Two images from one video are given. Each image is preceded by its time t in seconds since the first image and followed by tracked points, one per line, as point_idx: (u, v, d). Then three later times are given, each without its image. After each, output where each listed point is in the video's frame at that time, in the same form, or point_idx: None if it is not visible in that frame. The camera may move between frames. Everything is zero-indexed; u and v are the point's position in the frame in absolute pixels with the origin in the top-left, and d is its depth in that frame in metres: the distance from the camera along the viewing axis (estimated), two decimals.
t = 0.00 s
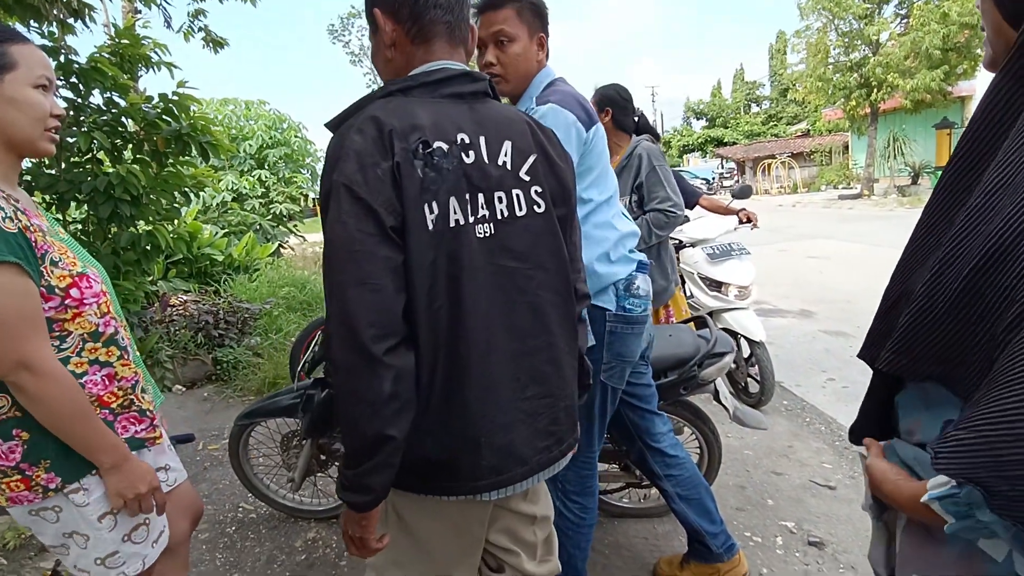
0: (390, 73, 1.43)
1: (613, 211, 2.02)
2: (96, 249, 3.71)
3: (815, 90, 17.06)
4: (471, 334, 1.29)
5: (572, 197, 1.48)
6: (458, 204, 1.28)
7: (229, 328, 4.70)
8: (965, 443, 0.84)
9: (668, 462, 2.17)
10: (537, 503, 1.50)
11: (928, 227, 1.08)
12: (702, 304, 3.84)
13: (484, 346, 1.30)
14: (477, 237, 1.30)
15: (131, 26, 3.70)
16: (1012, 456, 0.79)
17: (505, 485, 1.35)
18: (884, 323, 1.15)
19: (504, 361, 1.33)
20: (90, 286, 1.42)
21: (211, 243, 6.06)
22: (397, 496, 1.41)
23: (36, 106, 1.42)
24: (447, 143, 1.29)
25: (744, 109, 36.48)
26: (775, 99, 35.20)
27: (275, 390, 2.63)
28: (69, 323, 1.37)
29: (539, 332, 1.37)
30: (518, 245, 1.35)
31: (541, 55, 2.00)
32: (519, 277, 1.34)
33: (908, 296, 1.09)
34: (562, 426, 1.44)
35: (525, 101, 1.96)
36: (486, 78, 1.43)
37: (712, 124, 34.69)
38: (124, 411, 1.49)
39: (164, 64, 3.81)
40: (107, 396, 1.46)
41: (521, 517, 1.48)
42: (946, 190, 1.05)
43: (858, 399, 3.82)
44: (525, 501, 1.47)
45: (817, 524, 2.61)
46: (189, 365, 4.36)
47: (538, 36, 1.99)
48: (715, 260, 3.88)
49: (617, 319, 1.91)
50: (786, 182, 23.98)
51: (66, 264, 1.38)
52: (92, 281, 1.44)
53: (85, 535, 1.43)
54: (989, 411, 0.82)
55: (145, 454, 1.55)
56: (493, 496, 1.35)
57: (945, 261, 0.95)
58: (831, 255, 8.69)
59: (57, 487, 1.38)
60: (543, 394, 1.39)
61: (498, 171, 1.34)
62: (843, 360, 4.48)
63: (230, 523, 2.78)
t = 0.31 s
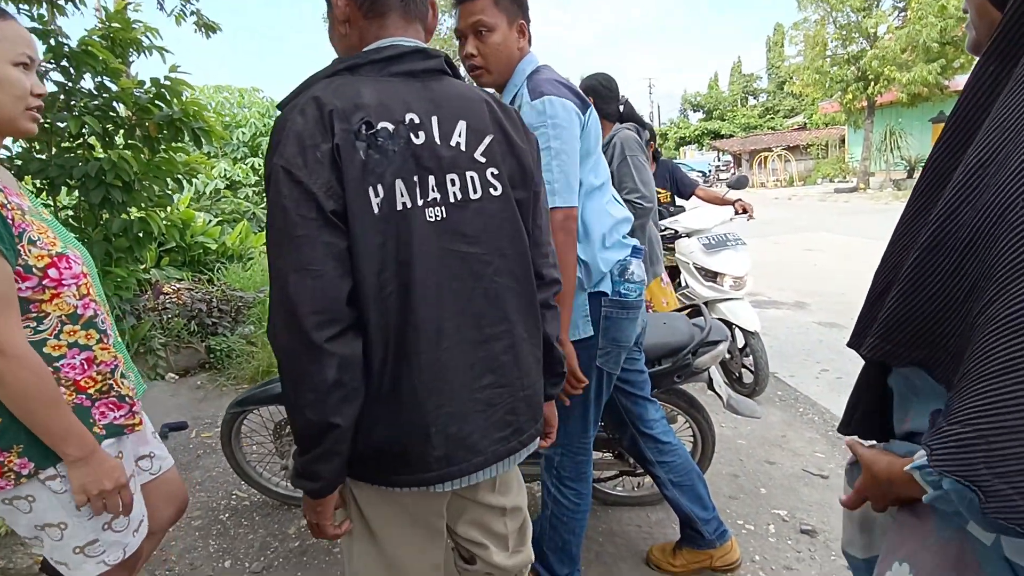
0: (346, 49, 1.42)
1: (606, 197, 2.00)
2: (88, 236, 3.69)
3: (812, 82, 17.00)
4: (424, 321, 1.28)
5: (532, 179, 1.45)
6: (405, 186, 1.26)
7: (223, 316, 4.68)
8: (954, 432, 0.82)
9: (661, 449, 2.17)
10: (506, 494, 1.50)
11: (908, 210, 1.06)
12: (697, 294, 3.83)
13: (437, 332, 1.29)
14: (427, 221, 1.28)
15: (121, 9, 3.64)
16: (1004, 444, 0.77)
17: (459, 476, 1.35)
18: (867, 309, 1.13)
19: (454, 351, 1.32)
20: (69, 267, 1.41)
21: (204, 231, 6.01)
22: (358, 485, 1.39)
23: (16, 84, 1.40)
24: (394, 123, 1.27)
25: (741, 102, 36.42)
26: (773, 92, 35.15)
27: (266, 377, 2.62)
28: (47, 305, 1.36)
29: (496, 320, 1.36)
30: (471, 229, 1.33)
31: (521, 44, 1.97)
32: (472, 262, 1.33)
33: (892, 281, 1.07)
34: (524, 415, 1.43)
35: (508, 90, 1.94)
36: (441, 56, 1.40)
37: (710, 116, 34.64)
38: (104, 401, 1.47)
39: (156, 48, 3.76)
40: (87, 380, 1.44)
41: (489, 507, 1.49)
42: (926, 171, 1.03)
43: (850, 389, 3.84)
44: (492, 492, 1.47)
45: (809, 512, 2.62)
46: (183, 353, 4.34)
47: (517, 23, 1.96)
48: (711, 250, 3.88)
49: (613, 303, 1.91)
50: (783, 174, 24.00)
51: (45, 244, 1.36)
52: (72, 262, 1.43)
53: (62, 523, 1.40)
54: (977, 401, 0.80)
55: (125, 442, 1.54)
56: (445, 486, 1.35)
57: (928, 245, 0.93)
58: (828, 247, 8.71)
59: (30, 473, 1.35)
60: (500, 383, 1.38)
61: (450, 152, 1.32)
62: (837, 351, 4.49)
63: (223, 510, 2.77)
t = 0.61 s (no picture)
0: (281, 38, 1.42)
1: (608, 188, 1.99)
2: (85, 225, 3.68)
3: (813, 73, 16.99)
4: (364, 312, 1.30)
5: (483, 158, 1.44)
6: (339, 176, 1.27)
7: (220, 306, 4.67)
8: (958, 423, 0.83)
9: (658, 439, 2.18)
10: (463, 498, 1.53)
11: (906, 199, 1.06)
12: (695, 285, 3.84)
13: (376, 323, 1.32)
14: (367, 209, 1.29)
15: None
16: (1005, 433, 0.77)
17: (431, 456, 1.41)
18: (866, 299, 1.14)
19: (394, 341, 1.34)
20: (39, 256, 1.42)
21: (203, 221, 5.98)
22: (309, 482, 1.42)
23: None
24: (325, 111, 1.26)
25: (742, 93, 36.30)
26: (773, 84, 35.01)
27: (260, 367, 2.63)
28: (16, 293, 1.38)
29: (443, 310, 1.37)
30: (413, 215, 1.34)
31: (518, 35, 1.96)
32: (418, 250, 1.34)
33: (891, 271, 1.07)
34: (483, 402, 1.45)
35: (508, 80, 1.93)
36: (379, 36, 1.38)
37: (710, 108, 34.53)
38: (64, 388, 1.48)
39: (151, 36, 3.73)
40: (55, 368, 1.47)
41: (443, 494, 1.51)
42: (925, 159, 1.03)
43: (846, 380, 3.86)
44: (446, 495, 1.51)
45: (803, 502, 2.64)
46: (180, 343, 4.34)
47: (514, 13, 1.94)
48: (709, 242, 3.88)
49: (614, 293, 1.92)
50: (782, 166, 23.99)
51: (14, 232, 1.38)
52: (42, 251, 1.44)
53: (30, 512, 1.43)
54: (984, 391, 0.80)
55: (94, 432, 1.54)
56: (395, 472, 1.39)
57: (929, 234, 0.94)
58: (826, 240, 8.71)
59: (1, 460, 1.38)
60: (449, 372, 1.40)
61: (391, 137, 1.31)
62: (834, 343, 4.51)
63: (221, 498, 2.78)
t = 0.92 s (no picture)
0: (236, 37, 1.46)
1: (609, 181, 1.99)
2: (84, 218, 3.67)
3: (813, 67, 16.96)
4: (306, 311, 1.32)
5: (432, 148, 1.41)
6: (270, 174, 1.29)
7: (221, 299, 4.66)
8: (953, 409, 0.84)
9: (656, 431, 2.19)
10: (435, 499, 1.55)
11: (910, 188, 1.06)
12: (694, 279, 3.85)
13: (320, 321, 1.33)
14: (305, 206, 1.30)
15: None
16: (999, 421, 0.78)
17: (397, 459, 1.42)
18: (869, 289, 1.14)
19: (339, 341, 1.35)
20: None
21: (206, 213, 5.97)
22: (269, 481, 1.48)
23: None
24: (256, 108, 1.29)
25: (744, 87, 36.19)
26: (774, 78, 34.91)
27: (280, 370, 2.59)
28: None
29: (381, 312, 1.36)
30: (354, 212, 1.33)
31: (522, 25, 1.95)
32: (363, 248, 1.33)
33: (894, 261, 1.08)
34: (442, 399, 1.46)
35: (512, 72, 1.93)
36: (323, 25, 1.36)
37: (711, 102, 34.43)
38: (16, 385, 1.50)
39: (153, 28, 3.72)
40: None
41: (407, 488, 1.53)
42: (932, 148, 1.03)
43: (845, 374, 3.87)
44: (417, 497, 1.54)
45: (801, 495, 2.65)
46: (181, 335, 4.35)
47: (518, 2, 1.92)
48: (708, 236, 3.88)
49: (615, 285, 1.92)
50: (783, 161, 23.96)
51: None
52: None
53: None
54: (981, 379, 0.80)
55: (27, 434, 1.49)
56: (342, 473, 1.42)
57: (931, 224, 0.94)
58: (824, 234, 8.74)
59: None
60: (389, 380, 1.39)
61: (328, 132, 1.31)
62: (834, 337, 4.51)
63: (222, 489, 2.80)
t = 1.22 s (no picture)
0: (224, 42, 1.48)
1: (608, 182, 2.00)
2: (87, 219, 3.68)
3: (815, 68, 16.95)
4: (281, 317, 1.33)
5: (409, 156, 1.40)
6: (246, 182, 1.30)
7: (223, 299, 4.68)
8: (950, 411, 0.84)
9: (655, 432, 2.20)
10: (421, 499, 1.59)
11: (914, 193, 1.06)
12: (694, 280, 3.85)
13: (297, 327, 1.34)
14: (282, 215, 1.31)
15: None
16: (1001, 424, 0.79)
17: (377, 469, 1.45)
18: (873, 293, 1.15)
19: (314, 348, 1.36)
20: None
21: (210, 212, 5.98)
22: (255, 485, 1.51)
23: None
24: (234, 117, 1.31)
25: (747, 87, 36.15)
26: (774, 78, 34.90)
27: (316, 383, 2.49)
28: None
29: (354, 322, 1.36)
30: (331, 221, 1.33)
31: (523, 27, 1.96)
32: (336, 258, 1.33)
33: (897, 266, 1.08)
34: (421, 402, 1.48)
35: (513, 72, 1.93)
36: (305, 33, 1.36)
37: (713, 102, 34.41)
38: None
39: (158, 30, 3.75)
40: None
41: (391, 490, 1.55)
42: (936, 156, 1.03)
43: (845, 375, 3.87)
44: (404, 498, 1.56)
45: (800, 496, 2.66)
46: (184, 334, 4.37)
47: (519, 4, 1.93)
48: (708, 237, 3.88)
49: (613, 287, 1.92)
50: (784, 161, 23.93)
51: None
52: None
53: None
54: (981, 383, 0.81)
55: None
56: (315, 484, 1.43)
57: (932, 230, 0.94)
58: (823, 235, 8.75)
59: None
60: (359, 391, 1.39)
61: (305, 142, 1.32)
62: (835, 338, 4.51)
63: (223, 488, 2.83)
